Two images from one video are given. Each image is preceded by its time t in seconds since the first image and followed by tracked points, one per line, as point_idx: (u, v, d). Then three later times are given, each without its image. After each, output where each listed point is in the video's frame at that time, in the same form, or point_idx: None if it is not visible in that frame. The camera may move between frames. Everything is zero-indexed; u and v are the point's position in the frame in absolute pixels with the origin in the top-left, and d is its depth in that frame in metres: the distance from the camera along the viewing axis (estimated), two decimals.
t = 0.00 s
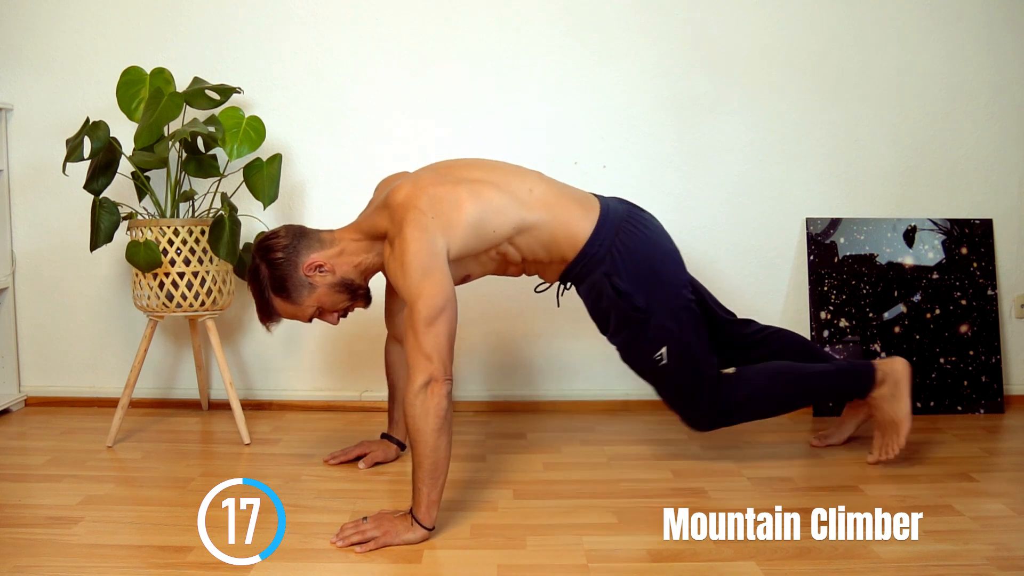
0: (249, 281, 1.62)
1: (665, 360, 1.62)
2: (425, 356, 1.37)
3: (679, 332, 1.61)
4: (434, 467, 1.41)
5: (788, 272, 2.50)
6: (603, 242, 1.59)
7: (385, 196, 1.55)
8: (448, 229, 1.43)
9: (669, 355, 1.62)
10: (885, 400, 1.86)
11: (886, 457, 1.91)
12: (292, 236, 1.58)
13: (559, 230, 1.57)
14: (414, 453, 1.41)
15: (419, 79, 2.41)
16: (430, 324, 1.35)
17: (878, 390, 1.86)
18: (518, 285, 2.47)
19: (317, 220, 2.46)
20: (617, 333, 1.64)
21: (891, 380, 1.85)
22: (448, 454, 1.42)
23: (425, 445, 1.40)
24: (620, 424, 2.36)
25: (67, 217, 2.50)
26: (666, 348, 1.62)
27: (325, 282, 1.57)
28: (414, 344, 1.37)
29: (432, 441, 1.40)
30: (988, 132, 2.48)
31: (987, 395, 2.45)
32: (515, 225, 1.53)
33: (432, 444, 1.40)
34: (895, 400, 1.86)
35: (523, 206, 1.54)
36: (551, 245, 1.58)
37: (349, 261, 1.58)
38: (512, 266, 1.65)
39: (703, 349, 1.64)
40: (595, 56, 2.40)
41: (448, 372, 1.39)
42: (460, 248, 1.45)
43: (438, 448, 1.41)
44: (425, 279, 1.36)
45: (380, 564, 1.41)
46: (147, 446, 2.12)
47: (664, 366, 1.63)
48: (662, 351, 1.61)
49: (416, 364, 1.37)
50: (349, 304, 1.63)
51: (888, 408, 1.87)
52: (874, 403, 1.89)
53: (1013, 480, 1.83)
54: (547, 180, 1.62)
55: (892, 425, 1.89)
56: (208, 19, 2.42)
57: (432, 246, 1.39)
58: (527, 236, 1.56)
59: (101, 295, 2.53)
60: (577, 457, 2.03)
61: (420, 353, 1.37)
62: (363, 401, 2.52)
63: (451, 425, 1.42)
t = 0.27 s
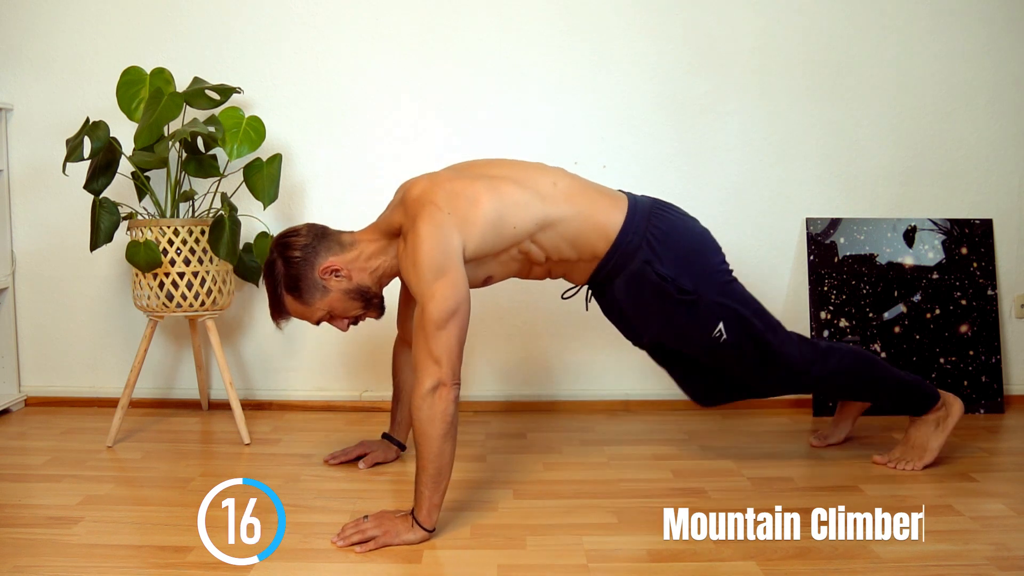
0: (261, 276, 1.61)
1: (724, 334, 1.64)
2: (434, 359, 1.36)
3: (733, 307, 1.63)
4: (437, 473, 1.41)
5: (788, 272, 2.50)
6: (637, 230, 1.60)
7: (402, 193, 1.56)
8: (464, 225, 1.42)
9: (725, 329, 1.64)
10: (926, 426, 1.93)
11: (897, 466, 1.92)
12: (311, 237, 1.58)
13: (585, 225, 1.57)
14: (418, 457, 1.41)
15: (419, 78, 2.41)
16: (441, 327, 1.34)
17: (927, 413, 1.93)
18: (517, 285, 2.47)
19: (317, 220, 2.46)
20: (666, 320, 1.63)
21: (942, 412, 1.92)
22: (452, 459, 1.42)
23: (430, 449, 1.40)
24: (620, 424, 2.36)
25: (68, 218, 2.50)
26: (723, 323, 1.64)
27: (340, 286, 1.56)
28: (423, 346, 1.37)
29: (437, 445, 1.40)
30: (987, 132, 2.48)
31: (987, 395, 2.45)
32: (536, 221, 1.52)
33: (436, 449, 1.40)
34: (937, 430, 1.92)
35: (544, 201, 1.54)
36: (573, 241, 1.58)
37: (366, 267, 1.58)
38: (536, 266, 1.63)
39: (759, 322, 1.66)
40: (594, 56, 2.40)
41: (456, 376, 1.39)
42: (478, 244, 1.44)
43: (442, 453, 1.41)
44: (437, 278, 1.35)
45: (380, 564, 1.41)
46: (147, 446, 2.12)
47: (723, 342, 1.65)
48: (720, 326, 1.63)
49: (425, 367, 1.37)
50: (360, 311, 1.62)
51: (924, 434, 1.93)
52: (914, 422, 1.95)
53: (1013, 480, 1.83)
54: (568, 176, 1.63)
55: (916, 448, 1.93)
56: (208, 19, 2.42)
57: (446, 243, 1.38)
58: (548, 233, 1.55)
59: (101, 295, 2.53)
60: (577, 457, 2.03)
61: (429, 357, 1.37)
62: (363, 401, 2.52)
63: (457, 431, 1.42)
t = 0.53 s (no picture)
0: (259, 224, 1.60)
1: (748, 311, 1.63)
2: (437, 363, 1.36)
3: (756, 279, 1.62)
4: (437, 476, 1.41)
5: (788, 272, 2.50)
6: (651, 210, 1.59)
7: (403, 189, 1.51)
8: (471, 219, 1.39)
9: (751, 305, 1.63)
10: (927, 426, 1.93)
11: (897, 466, 1.92)
12: (319, 203, 1.56)
13: (596, 211, 1.55)
14: (419, 461, 1.41)
15: (418, 78, 2.41)
16: (445, 330, 1.33)
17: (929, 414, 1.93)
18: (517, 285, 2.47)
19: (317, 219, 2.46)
20: (690, 300, 1.61)
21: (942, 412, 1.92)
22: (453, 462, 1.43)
23: (431, 453, 1.40)
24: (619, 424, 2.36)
25: (68, 217, 2.50)
26: (749, 299, 1.62)
27: (324, 260, 1.54)
28: (426, 349, 1.36)
29: (438, 450, 1.40)
30: (987, 132, 2.48)
31: (987, 395, 2.45)
32: (543, 210, 1.49)
33: (437, 454, 1.40)
34: (939, 430, 1.92)
35: (550, 189, 1.50)
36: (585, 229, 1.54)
37: (358, 248, 1.55)
38: (540, 259, 1.58)
39: (781, 299, 1.65)
40: (594, 56, 2.40)
41: (458, 380, 1.39)
42: (484, 237, 1.40)
43: (444, 457, 1.41)
44: (442, 279, 1.33)
45: (380, 564, 1.41)
46: (147, 446, 2.12)
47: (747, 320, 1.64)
48: (746, 302, 1.62)
49: (427, 371, 1.37)
50: (336, 293, 1.59)
51: (925, 435, 1.93)
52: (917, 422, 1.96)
53: (1013, 480, 1.83)
54: (571, 165, 1.60)
55: (917, 448, 1.94)
56: (207, 19, 2.42)
57: (451, 241, 1.35)
58: (557, 222, 1.52)
59: (101, 295, 2.53)
60: (576, 457, 2.03)
61: (432, 360, 1.36)
62: (363, 401, 2.52)
63: (458, 435, 1.42)
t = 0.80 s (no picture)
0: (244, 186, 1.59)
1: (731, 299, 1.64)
2: (434, 365, 1.36)
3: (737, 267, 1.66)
4: (437, 477, 1.42)
5: (789, 272, 2.50)
6: (637, 201, 1.64)
7: (387, 182, 1.49)
8: (462, 214, 1.38)
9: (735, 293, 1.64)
10: (921, 423, 1.93)
11: (897, 466, 1.92)
12: (309, 176, 1.55)
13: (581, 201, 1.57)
14: (418, 463, 1.41)
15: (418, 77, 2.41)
16: (443, 332, 1.33)
17: (921, 409, 1.92)
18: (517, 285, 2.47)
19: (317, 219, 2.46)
20: (672, 283, 1.61)
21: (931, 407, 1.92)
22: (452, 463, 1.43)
23: (430, 455, 1.40)
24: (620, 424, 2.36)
25: (68, 218, 2.50)
26: (732, 286, 1.63)
27: (300, 235, 1.52)
28: (423, 350, 1.36)
29: (438, 451, 1.40)
30: (987, 132, 2.48)
31: (988, 395, 2.45)
32: (529, 200, 1.49)
33: (437, 456, 1.40)
34: (932, 425, 1.93)
35: (534, 178, 1.51)
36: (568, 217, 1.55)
37: (333, 232, 1.53)
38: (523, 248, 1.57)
39: (766, 290, 1.68)
40: (595, 56, 2.40)
41: (455, 380, 1.39)
42: (476, 231, 1.39)
43: (444, 458, 1.41)
44: (438, 279, 1.32)
45: (381, 564, 1.41)
46: (147, 446, 2.12)
47: (730, 306, 1.64)
48: (729, 288, 1.63)
49: (425, 373, 1.37)
50: (303, 269, 1.57)
51: (920, 431, 1.93)
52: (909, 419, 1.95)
53: (1013, 480, 1.83)
54: (551, 156, 1.60)
55: (914, 446, 1.94)
56: (208, 19, 2.42)
57: (445, 239, 1.33)
58: (542, 210, 1.53)
59: (101, 295, 2.53)
60: (577, 458, 2.03)
61: (430, 362, 1.36)
62: (363, 401, 2.52)
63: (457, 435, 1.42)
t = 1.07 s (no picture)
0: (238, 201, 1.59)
1: (727, 309, 1.63)
2: (432, 365, 1.36)
3: (732, 275, 1.64)
4: (437, 477, 1.42)
5: (789, 272, 2.50)
6: (629, 208, 1.62)
7: (383, 186, 1.50)
8: (456, 217, 1.38)
9: (730, 302, 1.63)
10: (923, 426, 1.93)
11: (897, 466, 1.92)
12: (302, 185, 1.55)
13: (576, 207, 1.56)
14: (418, 463, 1.41)
15: (418, 76, 2.41)
16: (439, 332, 1.33)
17: (924, 413, 1.92)
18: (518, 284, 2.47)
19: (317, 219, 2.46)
20: (667, 295, 1.61)
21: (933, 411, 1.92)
22: (452, 463, 1.43)
23: (430, 455, 1.40)
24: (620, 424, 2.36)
25: (68, 218, 2.50)
26: (727, 296, 1.62)
27: (297, 243, 1.52)
28: (421, 350, 1.36)
29: (437, 452, 1.40)
30: (988, 131, 2.48)
31: (987, 395, 2.45)
32: (524, 203, 1.49)
33: (436, 456, 1.40)
34: (934, 429, 1.92)
35: (529, 183, 1.51)
36: (564, 223, 1.55)
37: (330, 239, 1.53)
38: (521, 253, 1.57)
39: (761, 296, 1.66)
40: (595, 56, 2.40)
41: (454, 380, 1.39)
42: (470, 234, 1.40)
43: (443, 458, 1.41)
44: (433, 280, 1.32)
45: (381, 564, 1.41)
46: (147, 446, 2.12)
47: (725, 316, 1.64)
48: (723, 298, 1.62)
49: (423, 373, 1.37)
50: (302, 277, 1.56)
51: (922, 433, 1.93)
52: (911, 421, 1.95)
53: (1013, 480, 1.83)
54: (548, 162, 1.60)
55: (915, 448, 1.94)
56: (208, 19, 2.42)
57: (439, 240, 1.34)
58: (537, 215, 1.53)
59: (101, 295, 2.53)
60: (577, 458, 2.03)
61: (427, 362, 1.36)
62: (363, 401, 2.52)
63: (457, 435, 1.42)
